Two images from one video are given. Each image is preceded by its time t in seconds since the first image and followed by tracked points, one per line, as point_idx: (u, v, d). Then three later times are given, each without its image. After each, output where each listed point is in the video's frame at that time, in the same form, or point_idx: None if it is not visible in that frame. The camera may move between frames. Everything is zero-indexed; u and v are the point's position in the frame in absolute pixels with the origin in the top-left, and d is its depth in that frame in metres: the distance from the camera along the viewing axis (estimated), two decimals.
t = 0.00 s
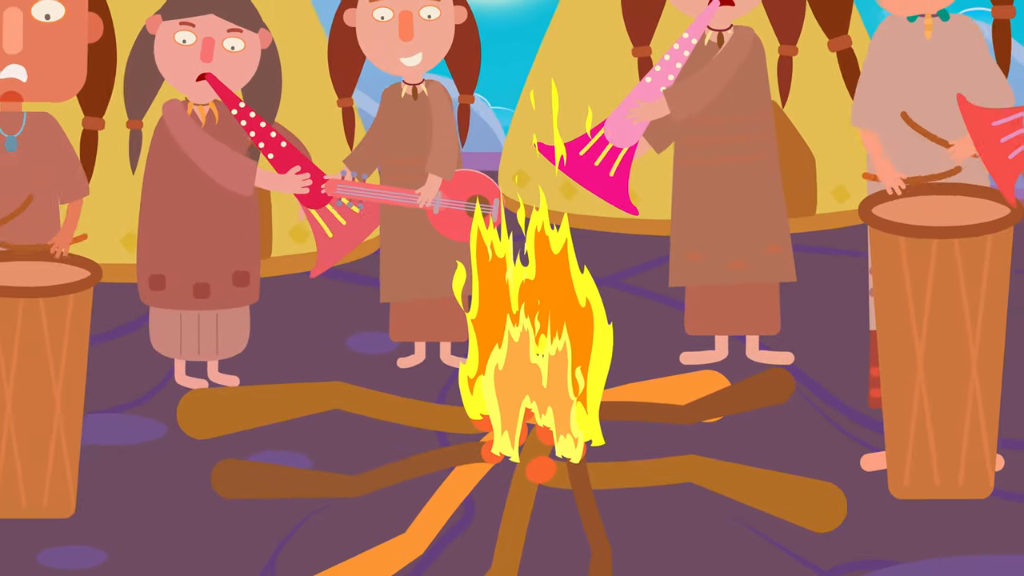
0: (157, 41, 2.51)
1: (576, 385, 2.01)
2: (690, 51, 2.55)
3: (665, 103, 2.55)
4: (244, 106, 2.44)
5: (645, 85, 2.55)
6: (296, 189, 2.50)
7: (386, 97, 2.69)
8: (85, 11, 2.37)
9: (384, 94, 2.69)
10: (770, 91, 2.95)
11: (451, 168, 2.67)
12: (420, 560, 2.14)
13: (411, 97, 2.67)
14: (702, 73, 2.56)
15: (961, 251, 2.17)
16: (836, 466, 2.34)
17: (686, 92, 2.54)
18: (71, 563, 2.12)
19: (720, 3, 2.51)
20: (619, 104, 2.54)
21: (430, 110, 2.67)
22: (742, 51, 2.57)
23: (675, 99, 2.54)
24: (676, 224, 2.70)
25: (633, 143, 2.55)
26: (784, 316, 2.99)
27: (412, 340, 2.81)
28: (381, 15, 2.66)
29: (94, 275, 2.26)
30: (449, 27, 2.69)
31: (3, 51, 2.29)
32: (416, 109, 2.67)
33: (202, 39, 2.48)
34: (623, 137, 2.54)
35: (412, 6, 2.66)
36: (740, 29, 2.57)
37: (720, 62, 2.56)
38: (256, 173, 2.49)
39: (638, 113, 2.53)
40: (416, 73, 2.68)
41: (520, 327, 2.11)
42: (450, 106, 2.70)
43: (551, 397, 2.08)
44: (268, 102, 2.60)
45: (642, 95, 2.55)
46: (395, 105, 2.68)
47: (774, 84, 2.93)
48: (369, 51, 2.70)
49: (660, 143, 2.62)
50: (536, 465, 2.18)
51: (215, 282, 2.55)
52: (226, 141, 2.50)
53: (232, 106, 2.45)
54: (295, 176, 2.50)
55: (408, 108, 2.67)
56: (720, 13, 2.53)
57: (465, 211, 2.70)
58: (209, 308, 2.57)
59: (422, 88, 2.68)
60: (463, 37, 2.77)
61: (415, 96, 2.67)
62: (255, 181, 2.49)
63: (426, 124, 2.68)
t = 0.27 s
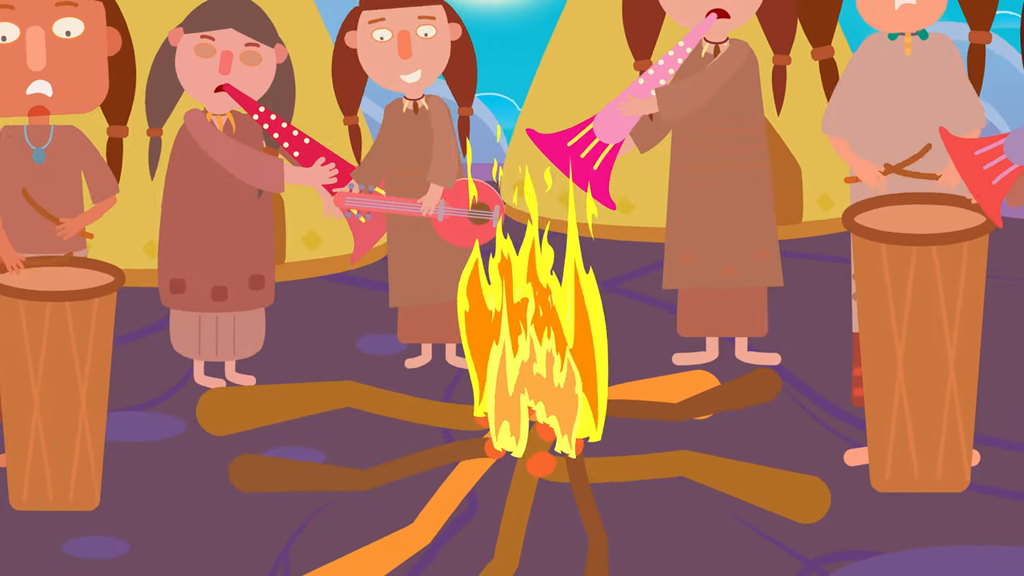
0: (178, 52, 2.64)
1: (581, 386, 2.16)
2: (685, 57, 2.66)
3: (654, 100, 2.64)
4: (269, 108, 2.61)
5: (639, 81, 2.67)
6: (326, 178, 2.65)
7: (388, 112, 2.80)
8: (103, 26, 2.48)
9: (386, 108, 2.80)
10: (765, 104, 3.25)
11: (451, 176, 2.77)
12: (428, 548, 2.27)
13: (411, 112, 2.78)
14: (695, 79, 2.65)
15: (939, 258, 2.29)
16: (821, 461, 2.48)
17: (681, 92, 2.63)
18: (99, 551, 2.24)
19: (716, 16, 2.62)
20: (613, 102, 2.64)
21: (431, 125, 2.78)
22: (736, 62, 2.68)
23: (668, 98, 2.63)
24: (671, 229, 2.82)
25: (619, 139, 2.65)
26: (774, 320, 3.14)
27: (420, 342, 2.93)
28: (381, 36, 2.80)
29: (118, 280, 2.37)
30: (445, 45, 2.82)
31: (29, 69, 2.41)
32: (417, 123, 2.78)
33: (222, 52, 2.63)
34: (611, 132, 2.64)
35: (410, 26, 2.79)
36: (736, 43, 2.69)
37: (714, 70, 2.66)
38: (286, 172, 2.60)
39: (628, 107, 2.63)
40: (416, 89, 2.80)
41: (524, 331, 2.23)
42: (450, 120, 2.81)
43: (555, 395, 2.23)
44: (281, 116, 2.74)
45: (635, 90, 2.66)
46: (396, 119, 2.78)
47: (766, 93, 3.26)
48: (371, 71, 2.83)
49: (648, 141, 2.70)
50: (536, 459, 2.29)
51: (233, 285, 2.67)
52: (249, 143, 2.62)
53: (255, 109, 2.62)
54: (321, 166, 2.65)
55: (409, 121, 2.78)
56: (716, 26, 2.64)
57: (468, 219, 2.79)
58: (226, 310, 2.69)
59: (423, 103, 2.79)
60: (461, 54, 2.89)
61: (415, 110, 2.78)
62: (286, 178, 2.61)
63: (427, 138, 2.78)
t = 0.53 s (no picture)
0: (195, 74, 2.77)
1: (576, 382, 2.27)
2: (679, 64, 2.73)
3: (648, 97, 2.76)
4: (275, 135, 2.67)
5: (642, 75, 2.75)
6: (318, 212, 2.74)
7: (396, 129, 2.96)
8: (136, 51, 2.66)
9: (395, 126, 2.97)
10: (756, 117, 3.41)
11: (467, 187, 2.93)
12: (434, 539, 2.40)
13: (419, 128, 2.94)
14: (690, 82, 2.80)
15: (919, 265, 2.41)
16: (808, 456, 2.61)
17: (675, 92, 2.77)
18: (123, 540, 2.37)
19: (713, 29, 2.73)
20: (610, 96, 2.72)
21: (439, 138, 2.93)
22: (731, 72, 2.81)
23: (658, 97, 2.77)
24: (666, 233, 2.95)
25: (607, 133, 2.71)
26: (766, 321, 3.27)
27: (426, 343, 3.06)
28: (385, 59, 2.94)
29: (139, 285, 2.50)
30: (446, 62, 2.97)
31: (60, 82, 2.58)
32: (424, 137, 2.93)
33: (236, 73, 2.74)
34: (603, 124, 2.70)
35: (411, 47, 2.94)
36: (733, 55, 2.81)
37: (709, 78, 2.80)
38: (282, 196, 2.73)
39: (623, 101, 2.73)
40: (421, 106, 2.96)
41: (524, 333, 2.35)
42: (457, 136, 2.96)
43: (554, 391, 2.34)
44: (294, 127, 2.88)
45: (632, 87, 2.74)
46: (405, 135, 2.95)
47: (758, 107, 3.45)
48: (378, 94, 2.98)
49: (637, 141, 2.81)
50: (536, 456, 2.42)
51: (248, 291, 2.80)
52: (256, 165, 2.75)
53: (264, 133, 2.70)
54: (316, 199, 2.73)
55: (416, 137, 2.94)
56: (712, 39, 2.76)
57: (470, 227, 2.96)
58: (241, 314, 2.82)
59: (429, 119, 2.95)
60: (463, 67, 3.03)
61: (422, 126, 2.93)
62: (279, 203, 2.73)
63: (435, 151, 2.94)
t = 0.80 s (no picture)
0: (209, 91, 2.89)
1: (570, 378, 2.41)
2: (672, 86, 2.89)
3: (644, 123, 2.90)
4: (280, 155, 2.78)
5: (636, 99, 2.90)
6: (307, 236, 2.83)
7: (402, 134, 3.11)
8: (144, 59, 2.78)
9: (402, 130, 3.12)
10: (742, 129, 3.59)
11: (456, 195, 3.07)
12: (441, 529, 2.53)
13: (424, 134, 3.10)
14: (679, 104, 2.93)
15: (902, 270, 2.53)
16: (795, 451, 2.75)
17: (668, 114, 2.91)
18: (146, 530, 2.50)
19: (700, 49, 2.89)
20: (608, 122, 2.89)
21: (440, 145, 3.10)
22: (719, 89, 2.94)
23: (652, 119, 2.90)
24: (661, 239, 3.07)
25: (608, 159, 2.90)
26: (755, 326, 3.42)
27: (432, 343, 3.21)
28: (400, 64, 3.12)
29: (157, 289, 2.62)
30: (457, 74, 3.15)
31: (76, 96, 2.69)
32: (428, 144, 3.09)
33: (248, 88, 2.87)
34: (604, 150, 2.89)
35: (426, 57, 3.12)
36: (716, 74, 2.95)
37: (697, 98, 2.93)
38: (278, 214, 2.83)
39: (620, 128, 2.88)
40: (428, 113, 3.12)
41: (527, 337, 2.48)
42: (457, 143, 3.12)
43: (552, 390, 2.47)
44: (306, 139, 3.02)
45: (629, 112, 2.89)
46: (411, 141, 3.10)
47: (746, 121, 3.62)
48: (389, 96, 3.15)
49: (637, 163, 2.96)
50: (536, 451, 2.54)
51: (262, 295, 2.94)
52: (260, 182, 2.86)
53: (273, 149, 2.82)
54: (308, 224, 2.83)
55: (420, 142, 3.10)
56: (700, 58, 2.90)
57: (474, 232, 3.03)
58: (256, 316, 2.95)
59: (434, 125, 3.11)
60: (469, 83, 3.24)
61: (427, 132, 3.10)
62: (275, 220, 2.83)
63: (436, 157, 3.10)
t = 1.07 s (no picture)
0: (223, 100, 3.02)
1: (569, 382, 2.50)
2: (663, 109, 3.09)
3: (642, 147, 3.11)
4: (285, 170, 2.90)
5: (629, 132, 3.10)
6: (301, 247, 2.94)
7: (409, 150, 3.25)
8: (168, 77, 2.89)
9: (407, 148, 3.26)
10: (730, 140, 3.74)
11: (471, 204, 3.22)
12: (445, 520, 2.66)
13: (429, 149, 3.23)
14: (672, 124, 3.12)
15: (885, 274, 2.65)
16: (783, 447, 2.88)
17: (660, 136, 3.10)
18: (163, 521, 2.64)
19: (689, 69, 3.11)
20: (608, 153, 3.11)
21: (447, 159, 3.23)
22: (708, 107, 3.12)
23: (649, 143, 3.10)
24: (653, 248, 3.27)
25: (614, 182, 3.15)
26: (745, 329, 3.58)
27: (437, 345, 3.34)
28: (398, 87, 3.27)
29: (174, 292, 2.75)
30: (455, 89, 3.29)
31: (100, 107, 2.82)
32: (434, 158, 3.22)
33: (261, 95, 3.00)
34: (606, 176, 3.14)
35: (422, 76, 3.26)
36: (705, 91, 3.13)
37: (688, 116, 3.11)
38: (276, 223, 2.95)
39: (619, 156, 3.11)
40: (432, 128, 3.26)
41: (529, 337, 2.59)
42: (464, 155, 3.25)
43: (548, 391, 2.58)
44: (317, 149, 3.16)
45: (627, 142, 3.10)
46: (417, 155, 3.24)
47: (733, 132, 3.77)
48: (394, 117, 3.30)
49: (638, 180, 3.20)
50: (536, 447, 2.67)
51: (274, 297, 3.08)
52: (261, 187, 2.98)
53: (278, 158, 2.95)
54: (303, 237, 2.94)
55: (427, 158, 3.23)
56: (688, 77, 3.11)
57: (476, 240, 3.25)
58: (269, 319, 3.09)
59: (439, 141, 3.24)
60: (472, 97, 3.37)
61: (432, 147, 3.23)
62: (272, 229, 2.95)
63: (443, 170, 3.23)
